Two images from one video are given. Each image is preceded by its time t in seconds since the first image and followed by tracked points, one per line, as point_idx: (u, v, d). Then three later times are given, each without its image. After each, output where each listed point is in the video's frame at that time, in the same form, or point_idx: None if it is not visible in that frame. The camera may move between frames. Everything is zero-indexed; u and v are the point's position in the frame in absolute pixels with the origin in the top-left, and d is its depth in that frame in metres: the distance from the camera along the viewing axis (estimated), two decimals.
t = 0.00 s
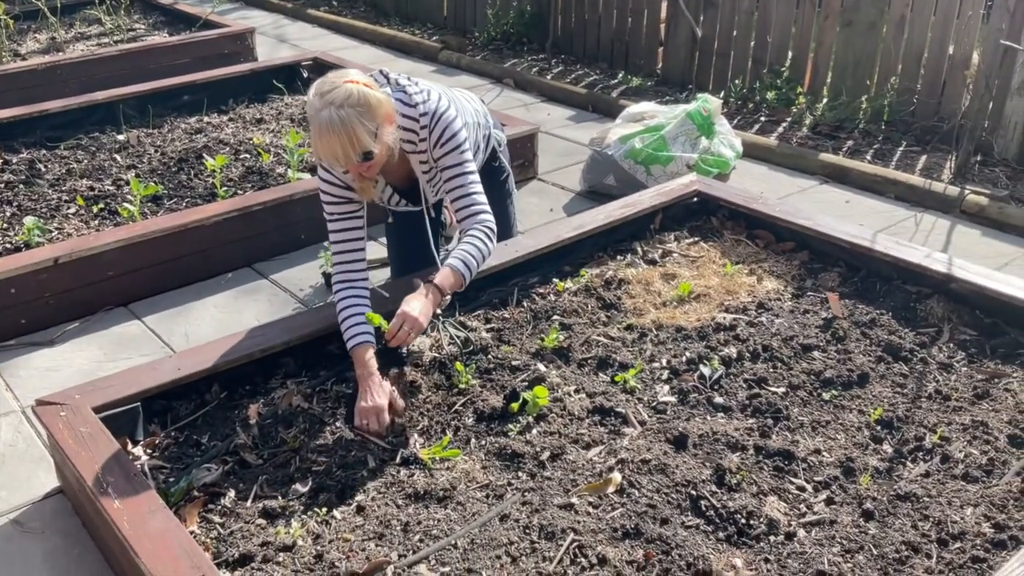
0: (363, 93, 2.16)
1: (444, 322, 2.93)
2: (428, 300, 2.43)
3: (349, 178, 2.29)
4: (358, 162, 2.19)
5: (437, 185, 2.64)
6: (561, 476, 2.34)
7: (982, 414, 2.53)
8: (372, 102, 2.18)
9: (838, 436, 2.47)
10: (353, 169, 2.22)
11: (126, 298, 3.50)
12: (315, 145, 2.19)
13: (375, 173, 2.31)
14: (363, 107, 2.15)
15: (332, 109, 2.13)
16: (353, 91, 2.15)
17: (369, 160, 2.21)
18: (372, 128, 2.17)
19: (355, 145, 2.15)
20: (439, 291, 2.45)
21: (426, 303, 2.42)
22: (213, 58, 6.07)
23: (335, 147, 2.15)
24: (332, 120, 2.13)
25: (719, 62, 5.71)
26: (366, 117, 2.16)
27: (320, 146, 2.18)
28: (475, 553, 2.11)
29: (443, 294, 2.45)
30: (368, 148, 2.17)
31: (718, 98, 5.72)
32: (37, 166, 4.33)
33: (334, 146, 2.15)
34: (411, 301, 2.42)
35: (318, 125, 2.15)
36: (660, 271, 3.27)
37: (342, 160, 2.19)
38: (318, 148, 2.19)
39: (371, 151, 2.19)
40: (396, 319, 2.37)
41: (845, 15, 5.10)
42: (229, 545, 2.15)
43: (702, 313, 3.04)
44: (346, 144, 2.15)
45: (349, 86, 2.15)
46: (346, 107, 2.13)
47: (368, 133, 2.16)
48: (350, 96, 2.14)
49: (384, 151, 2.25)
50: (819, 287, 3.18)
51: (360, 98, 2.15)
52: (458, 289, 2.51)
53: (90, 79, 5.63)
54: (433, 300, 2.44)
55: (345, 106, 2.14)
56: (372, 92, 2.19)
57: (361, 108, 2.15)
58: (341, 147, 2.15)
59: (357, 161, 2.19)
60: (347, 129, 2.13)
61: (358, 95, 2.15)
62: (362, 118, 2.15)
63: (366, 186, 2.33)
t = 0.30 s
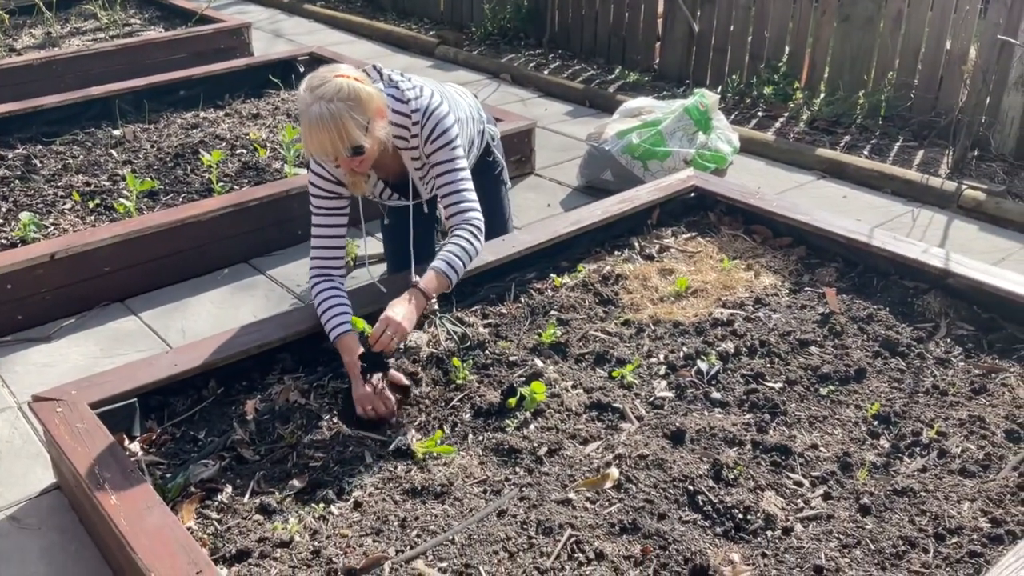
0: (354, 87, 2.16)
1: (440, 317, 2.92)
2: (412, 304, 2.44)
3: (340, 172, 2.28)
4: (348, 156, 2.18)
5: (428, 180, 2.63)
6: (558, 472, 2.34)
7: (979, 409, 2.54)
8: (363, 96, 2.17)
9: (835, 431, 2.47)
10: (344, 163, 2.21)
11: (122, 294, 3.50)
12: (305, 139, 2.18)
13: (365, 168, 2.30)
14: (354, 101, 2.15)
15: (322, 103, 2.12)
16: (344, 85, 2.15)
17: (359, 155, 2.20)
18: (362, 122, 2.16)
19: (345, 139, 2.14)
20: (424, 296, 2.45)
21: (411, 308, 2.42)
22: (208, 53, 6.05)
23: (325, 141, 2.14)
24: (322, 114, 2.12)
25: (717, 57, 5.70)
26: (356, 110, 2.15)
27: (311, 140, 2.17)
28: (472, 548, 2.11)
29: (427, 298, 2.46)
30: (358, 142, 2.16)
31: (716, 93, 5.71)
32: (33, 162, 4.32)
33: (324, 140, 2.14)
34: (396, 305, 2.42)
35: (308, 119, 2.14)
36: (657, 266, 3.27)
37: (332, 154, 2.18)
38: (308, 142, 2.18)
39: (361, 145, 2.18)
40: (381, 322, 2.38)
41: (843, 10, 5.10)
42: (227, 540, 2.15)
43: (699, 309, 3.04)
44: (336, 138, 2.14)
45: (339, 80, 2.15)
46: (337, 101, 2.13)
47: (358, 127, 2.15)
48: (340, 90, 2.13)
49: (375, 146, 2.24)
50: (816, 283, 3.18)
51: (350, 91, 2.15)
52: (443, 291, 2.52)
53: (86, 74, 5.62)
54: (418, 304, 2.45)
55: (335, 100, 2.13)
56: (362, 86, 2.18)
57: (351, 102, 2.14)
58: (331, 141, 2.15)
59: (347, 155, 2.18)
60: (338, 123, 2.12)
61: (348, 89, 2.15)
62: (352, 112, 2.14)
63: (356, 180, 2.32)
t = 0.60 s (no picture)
0: (352, 103, 2.15)
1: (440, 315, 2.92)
2: (403, 337, 2.43)
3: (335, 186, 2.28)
4: (344, 172, 2.18)
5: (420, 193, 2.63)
6: (558, 470, 2.34)
7: (977, 407, 2.54)
8: (360, 112, 2.17)
9: (834, 428, 2.48)
10: (340, 179, 2.21)
11: (120, 292, 3.49)
12: (303, 154, 2.18)
13: (361, 182, 2.30)
14: (352, 117, 2.14)
15: (320, 119, 2.12)
16: (342, 101, 2.14)
17: (355, 170, 2.20)
18: (359, 139, 2.16)
19: (342, 156, 2.15)
20: (414, 329, 2.45)
21: (402, 343, 2.43)
22: (206, 50, 6.04)
23: (321, 156, 2.14)
24: (319, 130, 2.11)
25: (715, 55, 5.70)
26: (353, 127, 2.15)
27: (308, 155, 2.17)
28: (472, 546, 2.11)
29: (417, 331, 2.46)
30: (355, 158, 2.16)
31: (714, 91, 5.71)
32: (31, 159, 4.31)
33: (320, 156, 2.14)
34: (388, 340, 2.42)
35: (306, 134, 2.14)
36: (656, 264, 3.27)
37: (328, 170, 2.18)
38: (305, 156, 2.18)
39: (358, 161, 2.18)
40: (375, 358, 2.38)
41: (841, 8, 5.10)
42: (226, 538, 2.14)
43: (698, 307, 3.04)
44: (333, 155, 2.14)
45: (337, 96, 2.14)
46: (335, 117, 2.12)
47: (356, 143, 2.15)
48: (338, 106, 2.13)
49: (371, 161, 2.24)
50: (815, 281, 3.18)
51: (348, 107, 2.14)
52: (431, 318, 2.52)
53: (84, 71, 5.61)
54: (408, 335, 2.45)
55: (333, 116, 2.12)
56: (360, 102, 2.18)
57: (349, 118, 2.14)
58: (328, 157, 2.14)
59: (344, 171, 2.18)
60: (335, 139, 2.12)
61: (346, 105, 2.14)
62: (349, 128, 2.14)
63: (351, 194, 2.32)
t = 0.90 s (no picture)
0: (367, 111, 2.13)
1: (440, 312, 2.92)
2: (410, 366, 2.54)
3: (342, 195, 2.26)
4: (356, 180, 2.16)
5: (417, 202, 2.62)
6: (558, 467, 2.34)
7: (977, 404, 2.54)
8: (374, 120, 2.14)
9: (834, 426, 2.48)
10: (351, 187, 2.19)
11: (120, 289, 3.49)
12: (315, 161, 2.15)
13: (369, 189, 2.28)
14: (367, 126, 2.12)
15: (334, 127, 2.10)
16: (358, 110, 2.12)
17: (367, 178, 2.18)
18: (373, 147, 2.14)
19: (355, 165, 2.12)
20: (418, 359, 2.55)
21: (409, 374, 2.54)
22: (206, 48, 6.04)
23: (334, 164, 2.12)
24: (333, 138, 2.10)
25: (715, 53, 5.69)
26: (367, 135, 2.13)
27: (319, 162, 2.14)
28: (472, 542, 2.11)
29: (422, 359, 2.55)
30: (367, 167, 2.14)
31: (714, 89, 5.71)
32: (31, 156, 4.31)
33: (334, 164, 2.12)
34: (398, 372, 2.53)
35: (319, 142, 2.12)
36: (656, 262, 3.27)
37: (340, 178, 2.15)
38: (317, 164, 2.15)
39: (371, 170, 2.16)
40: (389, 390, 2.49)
41: (841, 6, 5.10)
42: (227, 535, 2.14)
43: (698, 304, 3.04)
44: (347, 163, 2.11)
45: (352, 104, 2.12)
46: (350, 126, 2.10)
47: (370, 152, 2.13)
48: (353, 114, 2.11)
49: (382, 169, 2.22)
50: (815, 279, 3.18)
51: (362, 116, 2.12)
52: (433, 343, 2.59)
53: (83, 69, 5.60)
54: (414, 363, 2.55)
55: (347, 125, 2.11)
56: (374, 109, 2.16)
57: (364, 127, 2.12)
58: (341, 165, 2.12)
59: (356, 180, 2.16)
60: (350, 148, 2.10)
61: (360, 114, 2.12)
62: (364, 136, 2.12)
63: (358, 201, 2.29)
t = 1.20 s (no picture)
0: (374, 117, 2.13)
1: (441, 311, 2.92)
2: (408, 370, 2.54)
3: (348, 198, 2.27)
4: (363, 185, 2.16)
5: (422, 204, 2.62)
6: (559, 466, 2.35)
7: (977, 404, 2.55)
8: (381, 126, 2.14)
9: (835, 425, 2.48)
10: (357, 192, 2.20)
11: (121, 288, 3.49)
12: (321, 166, 2.15)
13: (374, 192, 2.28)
14: (374, 132, 2.12)
15: (341, 134, 2.10)
16: (365, 116, 2.12)
17: (372, 183, 2.19)
18: (380, 153, 2.14)
19: (362, 171, 2.13)
20: (418, 360, 2.54)
21: (409, 377, 2.53)
22: (207, 47, 6.04)
23: (340, 170, 2.12)
24: (340, 144, 2.10)
25: (715, 52, 5.69)
26: (374, 141, 2.13)
27: (326, 168, 2.14)
28: (473, 541, 2.11)
29: (422, 360, 2.55)
30: (374, 173, 2.14)
31: (714, 88, 5.71)
32: (31, 155, 4.31)
33: (341, 171, 2.12)
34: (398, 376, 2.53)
35: (326, 148, 2.12)
36: (657, 261, 3.27)
37: (347, 183, 2.15)
38: (323, 169, 2.16)
39: (377, 175, 2.16)
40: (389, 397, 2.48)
41: (842, 6, 5.10)
42: (228, 534, 2.15)
43: (699, 304, 3.04)
44: (354, 169, 2.12)
45: (359, 110, 2.12)
46: (357, 132, 2.10)
47: (377, 158, 2.13)
48: (360, 120, 2.11)
49: (388, 173, 2.23)
50: (816, 278, 3.18)
51: (369, 122, 2.12)
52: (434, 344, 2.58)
53: (84, 67, 5.60)
54: (412, 366, 2.54)
55: (354, 131, 2.11)
56: (380, 114, 2.16)
57: (371, 133, 2.12)
58: (348, 171, 2.12)
59: (362, 185, 2.16)
60: (357, 154, 2.10)
61: (367, 120, 2.12)
62: (371, 143, 2.12)
63: (363, 204, 2.30)
